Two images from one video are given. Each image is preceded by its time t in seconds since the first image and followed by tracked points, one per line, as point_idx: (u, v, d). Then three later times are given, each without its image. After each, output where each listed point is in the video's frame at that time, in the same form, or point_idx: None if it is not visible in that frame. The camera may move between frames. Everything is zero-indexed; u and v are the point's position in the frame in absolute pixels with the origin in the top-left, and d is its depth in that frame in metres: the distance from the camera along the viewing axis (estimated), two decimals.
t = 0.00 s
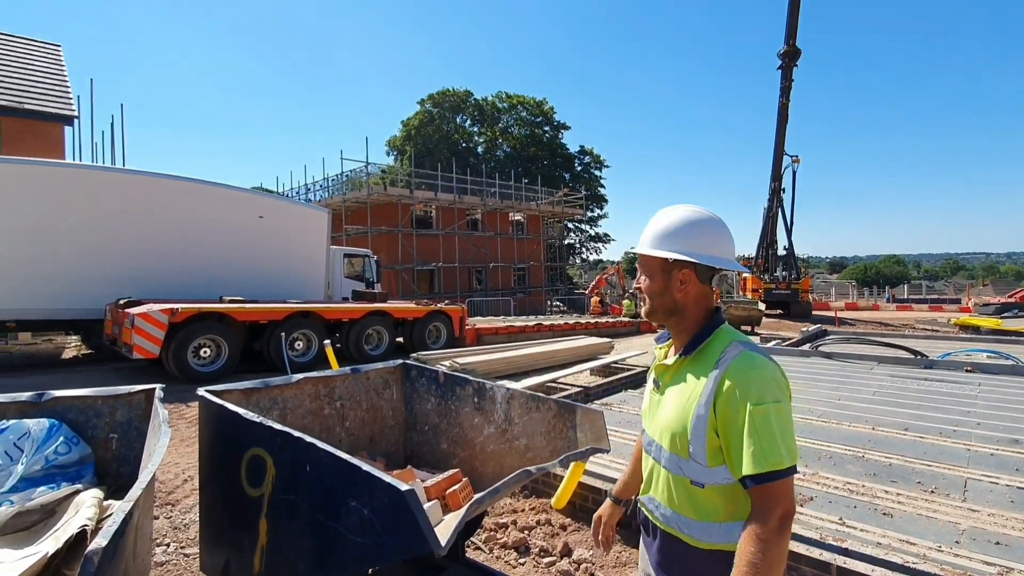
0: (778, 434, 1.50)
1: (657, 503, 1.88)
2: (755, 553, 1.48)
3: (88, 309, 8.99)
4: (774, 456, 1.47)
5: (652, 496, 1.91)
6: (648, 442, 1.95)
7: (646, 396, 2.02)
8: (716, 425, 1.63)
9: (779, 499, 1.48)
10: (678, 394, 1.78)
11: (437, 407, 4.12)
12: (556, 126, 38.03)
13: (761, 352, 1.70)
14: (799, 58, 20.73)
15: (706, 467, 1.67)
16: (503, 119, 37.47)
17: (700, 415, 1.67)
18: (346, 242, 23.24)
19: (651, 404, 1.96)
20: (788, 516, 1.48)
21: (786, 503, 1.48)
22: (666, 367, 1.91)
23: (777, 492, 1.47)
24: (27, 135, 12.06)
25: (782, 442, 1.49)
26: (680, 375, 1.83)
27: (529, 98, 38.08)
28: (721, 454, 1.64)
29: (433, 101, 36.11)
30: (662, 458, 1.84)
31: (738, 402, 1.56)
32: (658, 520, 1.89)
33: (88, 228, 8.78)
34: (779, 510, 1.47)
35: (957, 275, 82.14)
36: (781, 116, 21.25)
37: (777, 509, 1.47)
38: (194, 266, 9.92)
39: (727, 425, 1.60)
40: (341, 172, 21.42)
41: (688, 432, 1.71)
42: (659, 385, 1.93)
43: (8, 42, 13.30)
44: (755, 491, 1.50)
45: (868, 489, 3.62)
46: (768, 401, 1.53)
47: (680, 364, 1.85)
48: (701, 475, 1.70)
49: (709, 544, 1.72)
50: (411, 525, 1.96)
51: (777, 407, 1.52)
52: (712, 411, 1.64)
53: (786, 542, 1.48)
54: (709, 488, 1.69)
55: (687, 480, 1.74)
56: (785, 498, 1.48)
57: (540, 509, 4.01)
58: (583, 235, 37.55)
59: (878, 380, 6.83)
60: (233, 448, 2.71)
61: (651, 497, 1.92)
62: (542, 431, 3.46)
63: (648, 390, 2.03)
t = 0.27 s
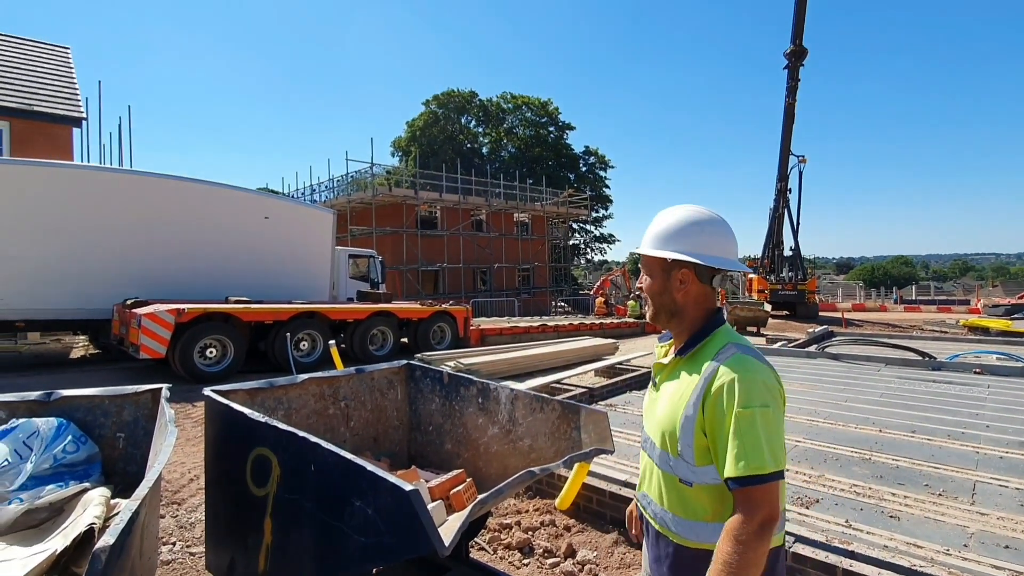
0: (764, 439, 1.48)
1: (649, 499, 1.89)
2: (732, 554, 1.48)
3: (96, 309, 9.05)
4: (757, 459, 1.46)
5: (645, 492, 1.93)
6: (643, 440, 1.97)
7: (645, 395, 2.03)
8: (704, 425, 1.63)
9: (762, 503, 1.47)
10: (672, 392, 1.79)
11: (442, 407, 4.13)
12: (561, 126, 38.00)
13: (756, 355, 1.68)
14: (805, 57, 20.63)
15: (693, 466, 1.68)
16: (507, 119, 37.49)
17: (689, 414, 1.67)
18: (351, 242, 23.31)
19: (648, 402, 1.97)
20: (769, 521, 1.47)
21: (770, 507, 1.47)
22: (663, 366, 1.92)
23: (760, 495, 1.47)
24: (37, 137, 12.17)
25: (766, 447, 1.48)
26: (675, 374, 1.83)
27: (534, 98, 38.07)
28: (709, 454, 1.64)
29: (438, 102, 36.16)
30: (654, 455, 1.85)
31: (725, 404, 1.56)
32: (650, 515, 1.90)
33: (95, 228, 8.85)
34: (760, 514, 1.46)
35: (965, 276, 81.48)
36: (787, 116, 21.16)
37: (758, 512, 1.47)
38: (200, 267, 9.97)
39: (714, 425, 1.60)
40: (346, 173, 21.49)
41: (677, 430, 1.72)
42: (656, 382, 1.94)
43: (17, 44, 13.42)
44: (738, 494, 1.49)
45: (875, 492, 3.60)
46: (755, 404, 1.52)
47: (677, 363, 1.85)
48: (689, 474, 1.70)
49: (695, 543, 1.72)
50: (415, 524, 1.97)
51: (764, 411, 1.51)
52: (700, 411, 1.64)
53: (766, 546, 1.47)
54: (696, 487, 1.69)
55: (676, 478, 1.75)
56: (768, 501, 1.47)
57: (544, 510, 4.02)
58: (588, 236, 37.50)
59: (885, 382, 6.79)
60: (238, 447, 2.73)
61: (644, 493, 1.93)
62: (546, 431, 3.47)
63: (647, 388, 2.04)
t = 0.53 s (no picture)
0: (756, 442, 1.48)
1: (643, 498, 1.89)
2: (720, 553, 1.48)
3: (99, 309, 9.07)
4: (748, 462, 1.47)
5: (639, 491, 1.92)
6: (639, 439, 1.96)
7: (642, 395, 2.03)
8: (698, 426, 1.63)
9: (754, 505, 1.47)
10: (668, 393, 1.79)
11: (443, 408, 4.13)
12: (563, 127, 38.01)
13: (752, 357, 1.68)
14: (808, 58, 20.61)
15: (688, 466, 1.67)
16: (510, 120, 37.52)
17: (683, 415, 1.67)
18: (353, 243, 23.33)
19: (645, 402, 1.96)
20: (759, 523, 1.46)
21: (762, 509, 1.47)
22: (661, 366, 1.92)
23: (753, 497, 1.47)
24: (41, 138, 12.22)
25: (759, 450, 1.48)
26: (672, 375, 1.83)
27: (536, 99, 38.08)
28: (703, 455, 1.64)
29: (440, 103, 36.20)
30: (648, 455, 1.85)
31: (719, 406, 1.56)
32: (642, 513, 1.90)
33: (98, 229, 8.87)
34: (750, 515, 1.47)
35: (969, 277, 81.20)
36: (789, 117, 21.13)
37: (749, 514, 1.47)
38: (203, 268, 9.99)
39: (708, 426, 1.59)
40: (349, 174, 21.53)
41: (672, 431, 1.71)
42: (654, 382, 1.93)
43: (21, 46, 13.48)
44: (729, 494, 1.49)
45: (879, 494, 3.59)
46: (748, 406, 1.52)
47: (673, 365, 1.85)
48: (683, 474, 1.70)
49: (689, 542, 1.72)
50: (416, 525, 1.97)
51: (758, 414, 1.51)
52: (695, 412, 1.64)
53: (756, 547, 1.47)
54: (691, 487, 1.69)
55: (670, 478, 1.75)
56: (760, 503, 1.46)
57: (546, 511, 4.01)
58: (590, 237, 37.49)
59: (888, 384, 6.76)
60: (240, 448, 2.73)
61: (639, 492, 1.93)
62: (548, 433, 3.47)
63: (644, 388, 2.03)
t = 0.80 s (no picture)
0: (749, 440, 1.48)
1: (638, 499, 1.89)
2: (703, 547, 1.48)
3: (100, 309, 9.08)
4: (739, 460, 1.46)
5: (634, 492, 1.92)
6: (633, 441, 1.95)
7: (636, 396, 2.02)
8: (692, 426, 1.63)
9: (742, 504, 1.46)
10: (662, 393, 1.78)
11: (444, 409, 4.12)
12: (564, 128, 38.02)
13: (746, 358, 1.68)
14: (809, 60, 20.61)
15: (682, 466, 1.67)
16: (511, 121, 37.55)
17: (678, 415, 1.66)
18: (354, 243, 23.33)
19: (640, 403, 1.96)
20: (746, 523, 1.45)
21: (749, 510, 1.45)
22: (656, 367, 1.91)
23: (743, 497, 1.46)
24: (43, 138, 12.24)
25: (751, 448, 1.48)
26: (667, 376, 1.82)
27: (537, 100, 38.09)
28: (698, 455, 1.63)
29: (441, 104, 36.21)
30: (643, 456, 1.84)
31: (713, 405, 1.56)
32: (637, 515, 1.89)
33: (99, 229, 8.88)
34: (738, 514, 1.45)
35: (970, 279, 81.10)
36: (790, 118, 21.12)
37: (737, 512, 1.46)
38: (204, 268, 9.99)
39: (702, 426, 1.59)
40: (350, 174, 21.54)
41: (666, 431, 1.71)
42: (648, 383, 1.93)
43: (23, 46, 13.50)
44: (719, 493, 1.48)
45: (880, 496, 3.57)
46: (742, 406, 1.52)
47: (668, 365, 1.84)
48: (677, 474, 1.70)
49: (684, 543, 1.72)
50: (417, 525, 1.96)
51: (751, 413, 1.51)
52: (689, 412, 1.63)
53: (741, 545, 1.46)
54: (685, 488, 1.68)
55: (665, 479, 1.74)
56: (749, 503, 1.45)
57: (547, 512, 4.00)
58: (591, 238, 37.48)
59: (889, 385, 6.75)
60: (240, 448, 2.73)
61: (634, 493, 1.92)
62: (549, 434, 3.46)
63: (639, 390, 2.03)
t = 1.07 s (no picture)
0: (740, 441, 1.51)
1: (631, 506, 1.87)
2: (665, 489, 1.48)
3: (101, 309, 9.08)
4: (727, 459, 1.48)
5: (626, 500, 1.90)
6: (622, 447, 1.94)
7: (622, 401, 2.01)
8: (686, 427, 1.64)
9: (712, 496, 1.47)
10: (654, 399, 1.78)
11: (446, 410, 4.12)
12: (565, 129, 38.05)
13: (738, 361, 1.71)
14: (811, 61, 20.58)
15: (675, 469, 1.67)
16: (512, 122, 37.56)
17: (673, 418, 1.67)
18: (355, 244, 23.34)
19: (628, 408, 1.95)
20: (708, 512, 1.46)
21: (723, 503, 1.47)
22: (646, 373, 1.90)
23: (718, 494, 1.47)
24: (46, 138, 12.27)
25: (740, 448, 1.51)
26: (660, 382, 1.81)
27: (538, 101, 38.10)
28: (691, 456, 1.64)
29: (443, 104, 36.20)
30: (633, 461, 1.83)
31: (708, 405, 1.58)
32: (630, 525, 1.89)
33: (100, 229, 8.89)
34: (703, 503, 1.46)
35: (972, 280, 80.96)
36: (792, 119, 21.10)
37: (704, 504, 1.46)
38: (205, 268, 10.00)
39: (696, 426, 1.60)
40: (351, 174, 21.56)
41: (662, 434, 1.71)
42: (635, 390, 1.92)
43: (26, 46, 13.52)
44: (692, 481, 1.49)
45: (882, 498, 3.56)
46: (736, 406, 1.55)
47: (660, 370, 1.85)
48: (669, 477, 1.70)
49: (679, 549, 1.72)
50: (420, 525, 1.96)
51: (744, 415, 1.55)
52: (684, 414, 1.64)
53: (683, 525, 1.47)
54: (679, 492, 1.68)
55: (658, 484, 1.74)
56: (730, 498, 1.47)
57: (549, 513, 3.98)
58: (592, 239, 37.46)
59: (891, 387, 6.73)
60: (243, 448, 2.72)
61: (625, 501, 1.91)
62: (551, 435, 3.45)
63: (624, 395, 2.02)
